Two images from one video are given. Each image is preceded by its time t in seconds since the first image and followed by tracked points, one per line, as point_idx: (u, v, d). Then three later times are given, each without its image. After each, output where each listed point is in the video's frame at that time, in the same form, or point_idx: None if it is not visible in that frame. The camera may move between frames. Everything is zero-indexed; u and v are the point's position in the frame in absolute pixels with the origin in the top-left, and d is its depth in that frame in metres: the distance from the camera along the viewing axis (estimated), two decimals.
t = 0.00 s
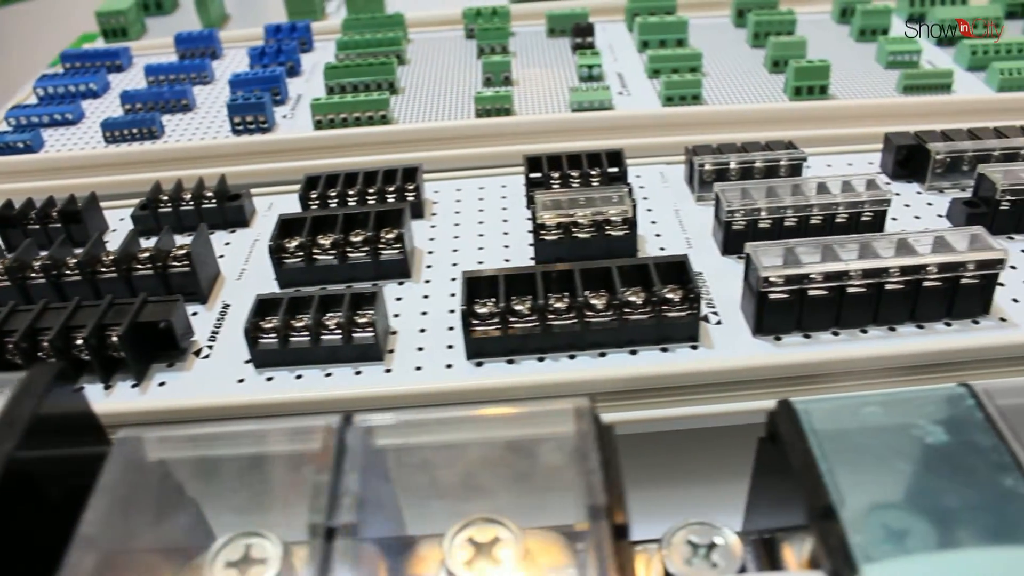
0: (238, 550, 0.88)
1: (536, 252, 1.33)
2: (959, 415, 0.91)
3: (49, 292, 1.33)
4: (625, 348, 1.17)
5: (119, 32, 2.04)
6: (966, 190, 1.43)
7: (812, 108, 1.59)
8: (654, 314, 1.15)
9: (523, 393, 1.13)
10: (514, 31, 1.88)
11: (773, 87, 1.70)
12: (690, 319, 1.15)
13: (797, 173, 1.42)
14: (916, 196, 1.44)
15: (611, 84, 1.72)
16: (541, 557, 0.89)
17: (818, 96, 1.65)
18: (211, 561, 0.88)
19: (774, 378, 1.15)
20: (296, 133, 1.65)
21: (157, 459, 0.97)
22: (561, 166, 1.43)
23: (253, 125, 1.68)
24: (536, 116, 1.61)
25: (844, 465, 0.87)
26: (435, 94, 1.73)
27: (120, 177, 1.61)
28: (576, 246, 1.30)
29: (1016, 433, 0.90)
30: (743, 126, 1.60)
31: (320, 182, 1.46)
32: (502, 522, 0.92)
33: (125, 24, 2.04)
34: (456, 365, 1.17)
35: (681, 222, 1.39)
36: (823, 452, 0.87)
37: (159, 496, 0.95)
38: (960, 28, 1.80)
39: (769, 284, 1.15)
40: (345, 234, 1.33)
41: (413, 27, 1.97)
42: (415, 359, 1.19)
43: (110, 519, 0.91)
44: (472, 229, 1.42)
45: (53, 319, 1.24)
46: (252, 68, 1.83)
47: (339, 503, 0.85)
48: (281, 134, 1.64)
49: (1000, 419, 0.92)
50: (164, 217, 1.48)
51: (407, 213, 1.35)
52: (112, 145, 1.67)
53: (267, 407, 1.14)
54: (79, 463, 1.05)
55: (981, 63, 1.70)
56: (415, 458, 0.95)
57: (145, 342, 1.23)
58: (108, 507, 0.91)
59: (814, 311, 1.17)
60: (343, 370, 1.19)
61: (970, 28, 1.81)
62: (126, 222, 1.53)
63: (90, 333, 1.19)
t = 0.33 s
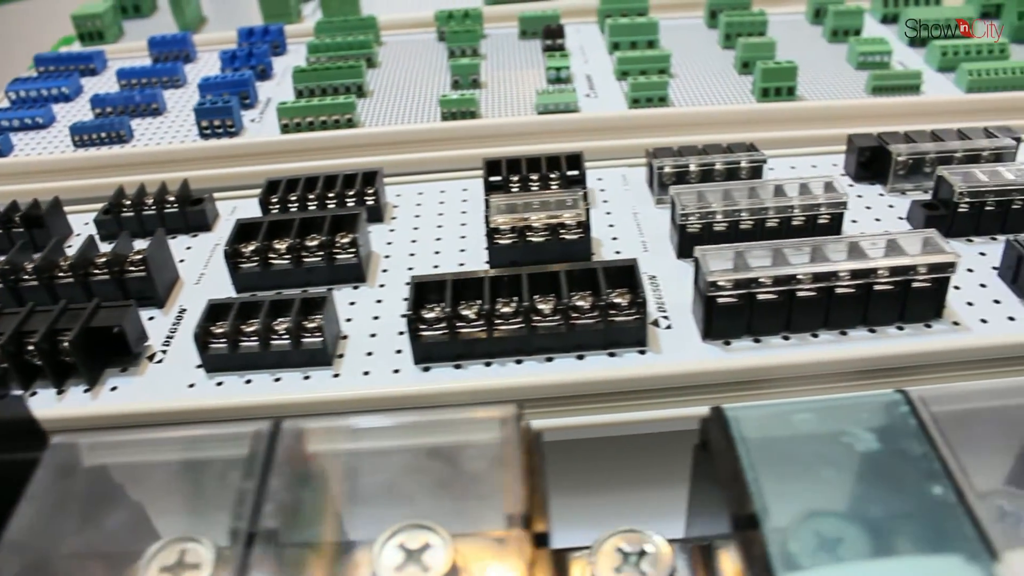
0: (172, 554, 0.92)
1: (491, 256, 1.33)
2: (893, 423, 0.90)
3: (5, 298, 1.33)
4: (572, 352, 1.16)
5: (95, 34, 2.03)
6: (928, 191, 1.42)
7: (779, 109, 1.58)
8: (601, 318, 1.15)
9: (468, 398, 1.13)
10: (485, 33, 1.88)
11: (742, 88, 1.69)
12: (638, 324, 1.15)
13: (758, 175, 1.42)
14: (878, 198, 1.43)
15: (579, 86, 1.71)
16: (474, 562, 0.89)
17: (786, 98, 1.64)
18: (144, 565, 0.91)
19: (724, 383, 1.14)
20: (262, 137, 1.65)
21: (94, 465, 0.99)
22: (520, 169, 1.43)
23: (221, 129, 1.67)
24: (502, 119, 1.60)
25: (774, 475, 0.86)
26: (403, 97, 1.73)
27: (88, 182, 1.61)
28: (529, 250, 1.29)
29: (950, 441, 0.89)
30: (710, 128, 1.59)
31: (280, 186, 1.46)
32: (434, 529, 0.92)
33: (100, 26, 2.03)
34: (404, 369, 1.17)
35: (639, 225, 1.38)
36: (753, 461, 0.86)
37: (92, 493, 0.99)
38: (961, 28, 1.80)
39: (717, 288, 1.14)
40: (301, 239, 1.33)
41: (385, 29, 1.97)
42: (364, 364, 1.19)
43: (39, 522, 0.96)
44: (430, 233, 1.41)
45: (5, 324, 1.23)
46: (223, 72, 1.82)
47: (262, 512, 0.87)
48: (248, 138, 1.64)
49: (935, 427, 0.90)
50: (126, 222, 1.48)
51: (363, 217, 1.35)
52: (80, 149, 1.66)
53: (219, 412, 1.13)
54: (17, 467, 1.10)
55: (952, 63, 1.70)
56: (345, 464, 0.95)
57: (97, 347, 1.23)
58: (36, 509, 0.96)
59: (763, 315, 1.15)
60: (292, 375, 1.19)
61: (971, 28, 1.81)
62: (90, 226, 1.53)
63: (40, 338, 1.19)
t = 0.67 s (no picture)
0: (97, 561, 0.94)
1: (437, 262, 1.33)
2: (812, 429, 0.89)
3: None
4: (509, 357, 1.16)
5: (63, 40, 2.02)
6: (881, 192, 1.41)
7: (737, 111, 1.57)
8: (538, 323, 1.15)
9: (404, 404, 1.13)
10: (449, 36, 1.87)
11: (703, 89, 1.68)
12: (575, 329, 1.14)
13: (710, 178, 1.41)
14: (831, 198, 1.41)
15: (539, 89, 1.70)
16: (396, 570, 0.87)
17: (745, 99, 1.63)
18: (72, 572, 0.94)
19: (664, 389, 1.13)
20: (222, 143, 1.64)
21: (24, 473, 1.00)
22: (471, 174, 1.43)
23: (181, 135, 1.66)
24: (459, 122, 1.59)
25: (685, 486, 0.86)
26: (363, 101, 1.72)
27: (47, 189, 1.61)
28: (474, 255, 1.29)
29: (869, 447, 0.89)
30: (667, 130, 1.59)
31: (232, 193, 1.46)
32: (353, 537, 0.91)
33: (68, 32, 2.02)
34: (342, 376, 1.17)
35: (588, 229, 1.37)
36: (665, 469, 0.86)
37: (17, 501, 1.00)
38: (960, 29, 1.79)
39: (654, 293, 1.13)
40: (248, 245, 1.33)
41: (351, 33, 1.97)
42: (304, 371, 1.19)
43: None
44: (380, 238, 1.41)
45: None
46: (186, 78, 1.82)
47: (174, 520, 0.86)
48: (207, 144, 1.63)
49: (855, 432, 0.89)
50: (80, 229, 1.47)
51: (311, 223, 1.35)
52: (40, 156, 1.65)
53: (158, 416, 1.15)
54: None
55: (914, 63, 1.70)
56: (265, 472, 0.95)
57: (41, 356, 1.22)
58: None
59: (702, 320, 1.14)
60: (233, 382, 1.20)
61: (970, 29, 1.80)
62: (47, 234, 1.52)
63: None
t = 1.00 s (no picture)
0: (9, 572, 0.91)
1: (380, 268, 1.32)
2: (728, 439, 0.87)
3: None
4: (444, 365, 1.15)
5: (28, 44, 2.02)
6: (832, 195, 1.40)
7: (692, 113, 1.56)
8: (471, 330, 1.14)
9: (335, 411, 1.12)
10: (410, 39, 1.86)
11: (661, 91, 1.66)
12: (508, 335, 1.13)
13: (660, 181, 1.40)
14: (782, 202, 1.39)
15: (496, 92, 1.69)
16: None
17: (702, 101, 1.61)
18: None
19: (598, 396, 1.12)
20: (177, 148, 1.62)
21: None
22: (418, 178, 1.42)
23: (137, 141, 1.65)
24: (414, 127, 1.59)
25: (593, 499, 0.86)
26: (320, 105, 1.71)
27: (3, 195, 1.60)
28: (416, 261, 1.28)
29: (786, 458, 0.87)
30: (622, 133, 1.58)
31: (181, 199, 1.45)
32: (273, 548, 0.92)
33: (34, 37, 2.01)
34: (277, 384, 1.17)
35: (533, 233, 1.36)
36: (573, 483, 0.85)
37: None
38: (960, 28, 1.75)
39: (588, 299, 1.12)
40: (191, 252, 1.32)
41: (315, 37, 1.96)
42: (239, 379, 1.19)
43: None
44: (326, 244, 1.40)
45: None
46: (146, 82, 1.80)
47: (80, 529, 0.85)
48: (162, 150, 1.61)
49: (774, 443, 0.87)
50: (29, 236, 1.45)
51: (254, 230, 1.34)
52: None
53: (91, 426, 1.14)
54: None
55: (875, 64, 1.69)
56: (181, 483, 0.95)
57: None
58: None
59: (637, 327, 1.13)
60: (169, 390, 1.19)
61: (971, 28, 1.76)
62: None
63: None
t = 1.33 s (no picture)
0: None
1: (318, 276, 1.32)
2: (629, 454, 0.86)
3: None
4: (371, 374, 1.15)
5: None
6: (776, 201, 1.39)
7: (642, 118, 1.55)
8: (398, 341, 1.14)
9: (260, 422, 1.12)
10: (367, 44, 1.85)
11: (615, 96, 1.65)
12: (433, 344, 1.13)
13: (602, 187, 1.39)
14: (725, 207, 1.38)
15: (450, 97, 1.68)
16: None
17: (654, 105, 1.60)
18: None
19: (522, 406, 1.11)
20: (129, 155, 1.61)
21: None
22: (360, 185, 1.41)
23: (91, 148, 1.63)
24: (364, 133, 1.58)
25: (483, 516, 0.84)
26: (275, 112, 1.70)
27: None
28: (353, 269, 1.28)
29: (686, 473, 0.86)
30: (572, 139, 1.57)
31: (126, 207, 1.44)
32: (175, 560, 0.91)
33: None
34: (206, 393, 1.16)
35: (473, 241, 1.35)
36: (472, 495, 0.85)
37: None
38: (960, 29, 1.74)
39: (513, 308, 1.11)
40: (130, 261, 1.32)
41: (276, 43, 1.96)
42: (170, 389, 1.18)
43: None
44: (268, 252, 1.40)
45: None
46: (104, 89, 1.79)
47: None
48: (115, 158, 1.60)
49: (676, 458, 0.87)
50: None
51: (193, 238, 1.34)
52: None
53: (17, 435, 1.13)
54: None
55: (830, 67, 1.68)
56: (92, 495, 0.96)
57: None
58: None
59: (563, 337, 1.12)
60: (100, 400, 1.18)
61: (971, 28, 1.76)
62: None
63: None
